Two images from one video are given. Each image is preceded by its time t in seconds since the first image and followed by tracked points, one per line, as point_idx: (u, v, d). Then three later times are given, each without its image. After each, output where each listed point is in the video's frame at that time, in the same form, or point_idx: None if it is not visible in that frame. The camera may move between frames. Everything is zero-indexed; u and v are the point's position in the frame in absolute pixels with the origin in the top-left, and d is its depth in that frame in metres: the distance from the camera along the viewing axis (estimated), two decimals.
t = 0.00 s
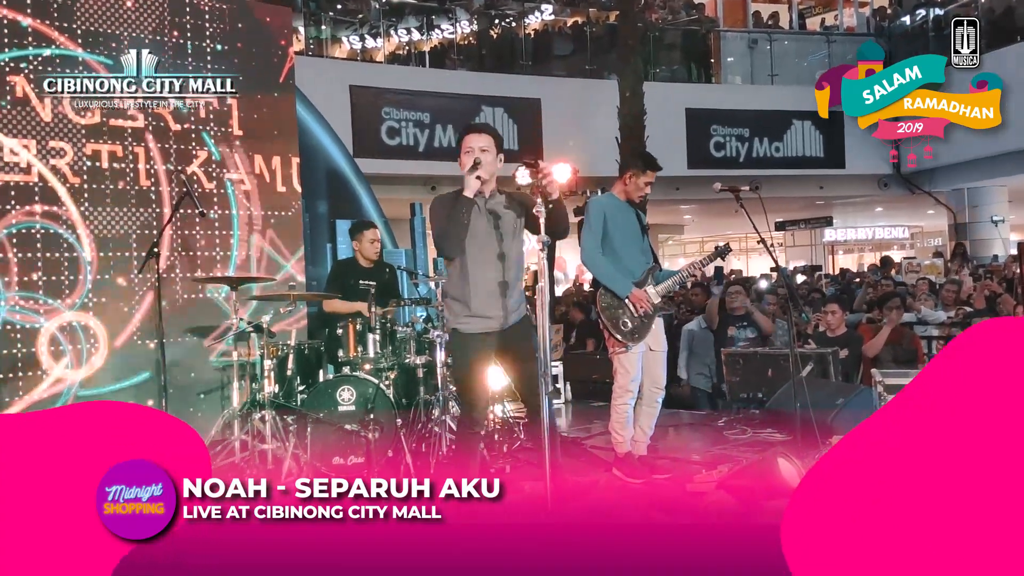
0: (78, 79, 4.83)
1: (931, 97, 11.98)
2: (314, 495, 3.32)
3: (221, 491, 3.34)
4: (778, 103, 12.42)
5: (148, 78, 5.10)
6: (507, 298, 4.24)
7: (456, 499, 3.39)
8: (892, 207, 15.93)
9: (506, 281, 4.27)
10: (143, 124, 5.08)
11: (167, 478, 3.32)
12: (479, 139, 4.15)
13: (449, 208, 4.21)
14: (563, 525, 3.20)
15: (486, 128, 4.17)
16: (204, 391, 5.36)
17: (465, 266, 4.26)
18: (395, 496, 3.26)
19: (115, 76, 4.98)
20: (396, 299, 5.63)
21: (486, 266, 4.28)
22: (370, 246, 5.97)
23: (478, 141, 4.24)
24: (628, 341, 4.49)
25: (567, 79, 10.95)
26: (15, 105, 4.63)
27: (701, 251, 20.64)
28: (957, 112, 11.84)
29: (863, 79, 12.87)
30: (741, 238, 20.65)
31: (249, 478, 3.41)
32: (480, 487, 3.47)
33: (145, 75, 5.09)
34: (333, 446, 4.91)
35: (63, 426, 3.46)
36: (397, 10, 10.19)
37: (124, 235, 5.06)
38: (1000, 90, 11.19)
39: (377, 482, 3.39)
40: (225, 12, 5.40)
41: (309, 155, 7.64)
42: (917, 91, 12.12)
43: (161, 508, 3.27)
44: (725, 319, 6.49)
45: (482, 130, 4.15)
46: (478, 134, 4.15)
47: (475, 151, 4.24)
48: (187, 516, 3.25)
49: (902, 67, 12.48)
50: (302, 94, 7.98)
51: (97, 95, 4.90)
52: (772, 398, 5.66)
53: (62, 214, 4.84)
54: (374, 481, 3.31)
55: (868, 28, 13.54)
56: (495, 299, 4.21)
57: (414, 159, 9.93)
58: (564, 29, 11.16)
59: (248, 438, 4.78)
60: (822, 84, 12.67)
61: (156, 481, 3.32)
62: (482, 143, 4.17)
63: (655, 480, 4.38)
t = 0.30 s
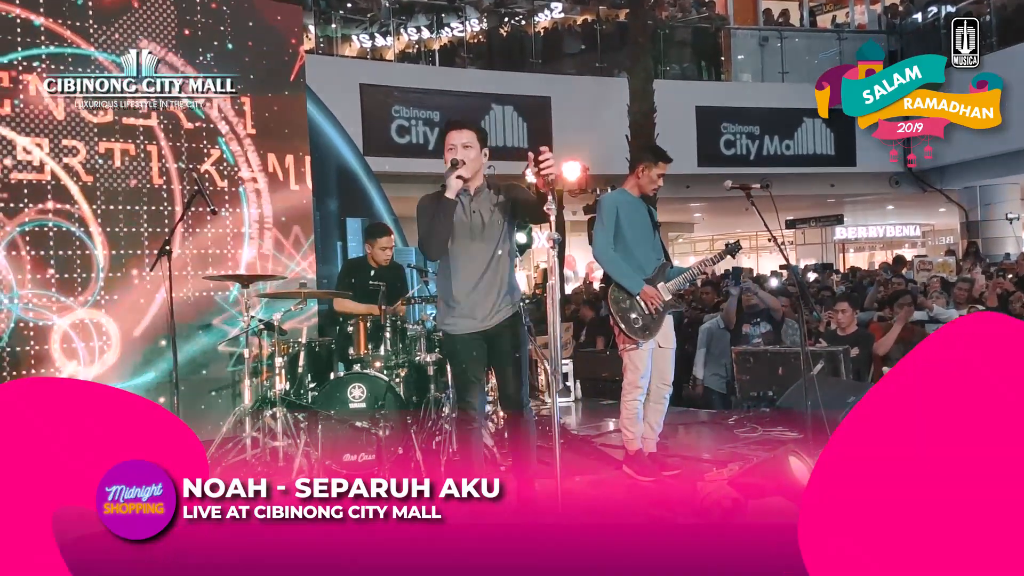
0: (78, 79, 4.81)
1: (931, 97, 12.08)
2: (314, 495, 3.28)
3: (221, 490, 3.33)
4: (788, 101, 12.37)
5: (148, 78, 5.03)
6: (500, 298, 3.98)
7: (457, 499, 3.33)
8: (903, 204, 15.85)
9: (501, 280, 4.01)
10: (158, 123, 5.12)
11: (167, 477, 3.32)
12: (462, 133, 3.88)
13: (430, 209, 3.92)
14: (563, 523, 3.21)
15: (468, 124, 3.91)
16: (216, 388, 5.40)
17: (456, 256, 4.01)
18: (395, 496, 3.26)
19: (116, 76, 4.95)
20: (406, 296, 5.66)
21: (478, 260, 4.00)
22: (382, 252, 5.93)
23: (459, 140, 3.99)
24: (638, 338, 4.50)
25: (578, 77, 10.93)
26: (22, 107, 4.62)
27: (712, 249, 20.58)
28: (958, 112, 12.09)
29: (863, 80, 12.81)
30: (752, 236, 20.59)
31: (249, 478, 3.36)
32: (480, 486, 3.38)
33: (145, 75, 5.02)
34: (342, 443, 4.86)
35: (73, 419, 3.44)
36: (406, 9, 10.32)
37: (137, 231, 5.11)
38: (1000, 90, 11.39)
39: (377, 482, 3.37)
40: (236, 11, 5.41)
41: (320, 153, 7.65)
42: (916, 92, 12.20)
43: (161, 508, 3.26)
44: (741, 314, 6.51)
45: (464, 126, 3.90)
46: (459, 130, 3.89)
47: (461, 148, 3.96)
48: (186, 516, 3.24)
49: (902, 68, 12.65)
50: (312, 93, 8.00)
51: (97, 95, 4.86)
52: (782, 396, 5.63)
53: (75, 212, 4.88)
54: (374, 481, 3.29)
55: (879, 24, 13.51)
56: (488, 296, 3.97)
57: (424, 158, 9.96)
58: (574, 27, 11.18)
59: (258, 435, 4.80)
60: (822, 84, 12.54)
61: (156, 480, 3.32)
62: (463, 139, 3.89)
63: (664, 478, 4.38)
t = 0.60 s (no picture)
0: (79, 79, 4.78)
1: (931, 97, 12.16)
2: (314, 495, 3.33)
3: (221, 490, 3.36)
4: (794, 99, 12.34)
5: (148, 78, 5.01)
6: (489, 295, 3.99)
7: (456, 499, 3.36)
8: (909, 204, 15.80)
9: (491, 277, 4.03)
10: (165, 123, 5.13)
11: (167, 478, 3.33)
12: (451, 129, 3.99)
13: (422, 203, 4.01)
14: (562, 523, 3.23)
15: (465, 118, 3.96)
16: (221, 387, 5.41)
17: (448, 251, 4.06)
18: (395, 496, 3.28)
19: (116, 77, 4.93)
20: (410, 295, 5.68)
21: (469, 255, 4.04)
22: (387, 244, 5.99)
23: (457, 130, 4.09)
24: (643, 338, 4.49)
25: (583, 76, 10.92)
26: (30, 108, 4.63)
27: (718, 248, 20.53)
28: (957, 112, 12.23)
29: (862, 80, 12.76)
30: (758, 235, 20.55)
31: (250, 478, 3.40)
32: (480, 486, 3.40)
33: (145, 75, 5.00)
34: (348, 443, 4.81)
35: (77, 417, 3.41)
36: (412, 8, 10.25)
37: (144, 230, 5.12)
38: (999, 90, 11.48)
39: (377, 482, 3.40)
40: (242, 11, 5.42)
41: (325, 152, 7.65)
42: (917, 91, 12.28)
43: (161, 508, 3.26)
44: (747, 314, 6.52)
45: (464, 121, 3.94)
46: (454, 125, 3.93)
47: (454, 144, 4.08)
48: (186, 516, 3.25)
49: (901, 68, 12.69)
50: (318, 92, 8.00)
51: (97, 95, 4.84)
52: (788, 396, 5.64)
53: (80, 212, 4.91)
54: (373, 481, 3.32)
55: (886, 24, 13.37)
56: (478, 293, 3.99)
57: (430, 157, 9.96)
58: (580, 26, 11.16)
59: (264, 433, 4.90)
60: (822, 84, 12.51)
61: (157, 481, 3.32)
62: (460, 136, 3.97)
63: (669, 477, 4.38)
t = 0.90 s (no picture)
0: (79, 79, 4.82)
1: (932, 97, 12.11)
2: (314, 495, 3.37)
3: (221, 491, 3.35)
4: (796, 99, 12.34)
5: (147, 78, 5.03)
6: (468, 306, 3.87)
7: (456, 499, 3.37)
8: (911, 204, 15.77)
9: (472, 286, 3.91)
10: (167, 123, 5.12)
11: (167, 477, 3.36)
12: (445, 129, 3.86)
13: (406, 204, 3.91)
14: (563, 523, 3.22)
15: (461, 121, 3.89)
16: (224, 388, 5.40)
17: (431, 256, 3.96)
18: (395, 496, 3.30)
19: (115, 77, 4.95)
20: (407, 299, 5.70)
21: (451, 263, 3.93)
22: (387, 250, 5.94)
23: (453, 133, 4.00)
24: (655, 339, 4.48)
25: (584, 77, 10.92)
26: (33, 108, 4.67)
27: (719, 249, 20.50)
28: (958, 112, 12.17)
29: (862, 80, 12.73)
30: (759, 236, 20.52)
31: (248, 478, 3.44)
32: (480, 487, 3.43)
33: (145, 75, 5.02)
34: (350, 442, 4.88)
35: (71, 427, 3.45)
36: (413, 9, 10.23)
37: (145, 230, 5.12)
38: (1000, 90, 11.30)
39: (377, 483, 3.43)
40: (244, 11, 5.42)
41: (326, 152, 7.67)
42: (917, 91, 12.21)
43: (161, 508, 3.28)
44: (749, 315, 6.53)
45: (457, 122, 3.88)
46: (447, 127, 3.90)
47: (448, 143, 3.94)
48: (186, 516, 3.21)
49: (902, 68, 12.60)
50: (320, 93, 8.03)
51: (96, 95, 4.87)
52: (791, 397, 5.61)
53: (83, 212, 4.91)
54: (373, 482, 3.35)
55: (887, 24, 13.34)
56: (458, 303, 3.87)
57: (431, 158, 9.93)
58: (582, 26, 11.14)
59: (266, 434, 4.92)
60: (822, 84, 12.48)
61: (156, 481, 3.35)
62: (452, 134, 3.89)
63: (671, 478, 4.37)
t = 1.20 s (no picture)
0: (79, 79, 4.64)
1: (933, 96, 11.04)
2: (314, 495, 3.27)
3: (220, 490, 3.26)
4: (802, 100, 12.18)
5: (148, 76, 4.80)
6: (450, 302, 3.91)
7: (456, 499, 3.33)
8: (915, 204, 15.74)
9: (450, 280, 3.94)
10: (170, 124, 5.13)
11: (167, 476, 3.11)
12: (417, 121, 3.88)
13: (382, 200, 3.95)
14: (562, 523, 3.22)
15: (435, 113, 3.85)
16: (225, 388, 5.41)
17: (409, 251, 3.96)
18: (394, 496, 3.26)
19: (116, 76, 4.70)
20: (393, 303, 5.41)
21: (430, 257, 3.93)
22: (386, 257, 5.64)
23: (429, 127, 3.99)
24: (652, 338, 4.50)
25: (586, 78, 10.92)
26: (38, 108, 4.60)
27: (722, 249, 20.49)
28: (957, 111, 11.24)
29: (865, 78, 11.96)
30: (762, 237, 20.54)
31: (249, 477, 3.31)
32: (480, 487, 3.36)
33: (146, 74, 4.83)
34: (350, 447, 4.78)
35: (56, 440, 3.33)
36: (415, 10, 10.21)
37: (149, 230, 5.14)
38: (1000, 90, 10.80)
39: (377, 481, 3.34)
40: (246, 12, 5.43)
41: (329, 153, 7.69)
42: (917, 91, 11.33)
43: (162, 507, 3.09)
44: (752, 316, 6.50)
45: (432, 114, 3.87)
46: (419, 119, 3.88)
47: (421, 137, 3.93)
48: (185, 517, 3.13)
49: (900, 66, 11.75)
50: (323, 94, 8.06)
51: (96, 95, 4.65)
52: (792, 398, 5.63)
53: (86, 214, 4.92)
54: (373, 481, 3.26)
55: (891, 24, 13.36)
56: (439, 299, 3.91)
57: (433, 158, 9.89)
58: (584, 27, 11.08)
59: (267, 434, 4.95)
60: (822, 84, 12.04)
61: (157, 479, 3.11)
62: (425, 126, 3.87)
63: (673, 479, 4.36)
